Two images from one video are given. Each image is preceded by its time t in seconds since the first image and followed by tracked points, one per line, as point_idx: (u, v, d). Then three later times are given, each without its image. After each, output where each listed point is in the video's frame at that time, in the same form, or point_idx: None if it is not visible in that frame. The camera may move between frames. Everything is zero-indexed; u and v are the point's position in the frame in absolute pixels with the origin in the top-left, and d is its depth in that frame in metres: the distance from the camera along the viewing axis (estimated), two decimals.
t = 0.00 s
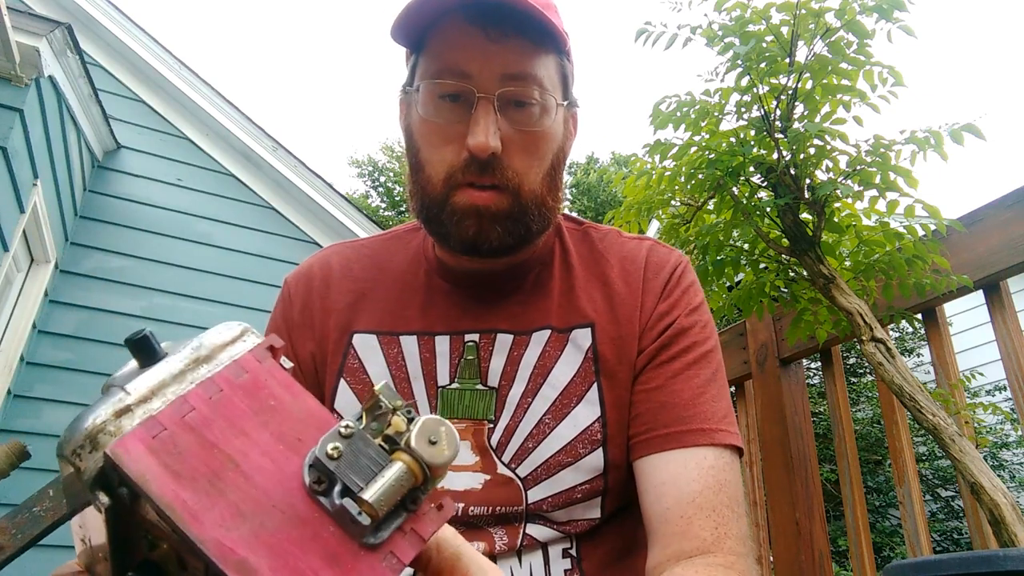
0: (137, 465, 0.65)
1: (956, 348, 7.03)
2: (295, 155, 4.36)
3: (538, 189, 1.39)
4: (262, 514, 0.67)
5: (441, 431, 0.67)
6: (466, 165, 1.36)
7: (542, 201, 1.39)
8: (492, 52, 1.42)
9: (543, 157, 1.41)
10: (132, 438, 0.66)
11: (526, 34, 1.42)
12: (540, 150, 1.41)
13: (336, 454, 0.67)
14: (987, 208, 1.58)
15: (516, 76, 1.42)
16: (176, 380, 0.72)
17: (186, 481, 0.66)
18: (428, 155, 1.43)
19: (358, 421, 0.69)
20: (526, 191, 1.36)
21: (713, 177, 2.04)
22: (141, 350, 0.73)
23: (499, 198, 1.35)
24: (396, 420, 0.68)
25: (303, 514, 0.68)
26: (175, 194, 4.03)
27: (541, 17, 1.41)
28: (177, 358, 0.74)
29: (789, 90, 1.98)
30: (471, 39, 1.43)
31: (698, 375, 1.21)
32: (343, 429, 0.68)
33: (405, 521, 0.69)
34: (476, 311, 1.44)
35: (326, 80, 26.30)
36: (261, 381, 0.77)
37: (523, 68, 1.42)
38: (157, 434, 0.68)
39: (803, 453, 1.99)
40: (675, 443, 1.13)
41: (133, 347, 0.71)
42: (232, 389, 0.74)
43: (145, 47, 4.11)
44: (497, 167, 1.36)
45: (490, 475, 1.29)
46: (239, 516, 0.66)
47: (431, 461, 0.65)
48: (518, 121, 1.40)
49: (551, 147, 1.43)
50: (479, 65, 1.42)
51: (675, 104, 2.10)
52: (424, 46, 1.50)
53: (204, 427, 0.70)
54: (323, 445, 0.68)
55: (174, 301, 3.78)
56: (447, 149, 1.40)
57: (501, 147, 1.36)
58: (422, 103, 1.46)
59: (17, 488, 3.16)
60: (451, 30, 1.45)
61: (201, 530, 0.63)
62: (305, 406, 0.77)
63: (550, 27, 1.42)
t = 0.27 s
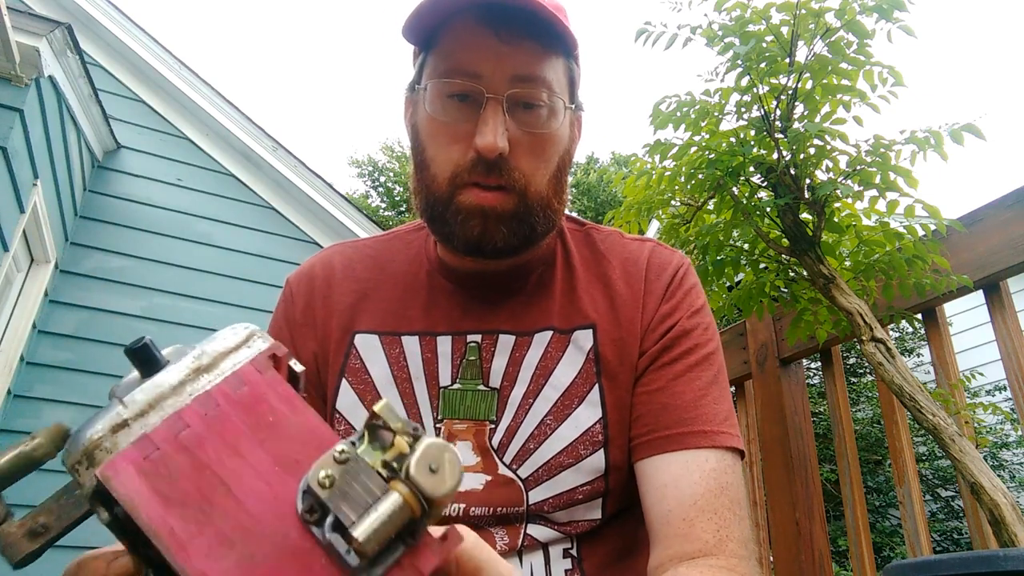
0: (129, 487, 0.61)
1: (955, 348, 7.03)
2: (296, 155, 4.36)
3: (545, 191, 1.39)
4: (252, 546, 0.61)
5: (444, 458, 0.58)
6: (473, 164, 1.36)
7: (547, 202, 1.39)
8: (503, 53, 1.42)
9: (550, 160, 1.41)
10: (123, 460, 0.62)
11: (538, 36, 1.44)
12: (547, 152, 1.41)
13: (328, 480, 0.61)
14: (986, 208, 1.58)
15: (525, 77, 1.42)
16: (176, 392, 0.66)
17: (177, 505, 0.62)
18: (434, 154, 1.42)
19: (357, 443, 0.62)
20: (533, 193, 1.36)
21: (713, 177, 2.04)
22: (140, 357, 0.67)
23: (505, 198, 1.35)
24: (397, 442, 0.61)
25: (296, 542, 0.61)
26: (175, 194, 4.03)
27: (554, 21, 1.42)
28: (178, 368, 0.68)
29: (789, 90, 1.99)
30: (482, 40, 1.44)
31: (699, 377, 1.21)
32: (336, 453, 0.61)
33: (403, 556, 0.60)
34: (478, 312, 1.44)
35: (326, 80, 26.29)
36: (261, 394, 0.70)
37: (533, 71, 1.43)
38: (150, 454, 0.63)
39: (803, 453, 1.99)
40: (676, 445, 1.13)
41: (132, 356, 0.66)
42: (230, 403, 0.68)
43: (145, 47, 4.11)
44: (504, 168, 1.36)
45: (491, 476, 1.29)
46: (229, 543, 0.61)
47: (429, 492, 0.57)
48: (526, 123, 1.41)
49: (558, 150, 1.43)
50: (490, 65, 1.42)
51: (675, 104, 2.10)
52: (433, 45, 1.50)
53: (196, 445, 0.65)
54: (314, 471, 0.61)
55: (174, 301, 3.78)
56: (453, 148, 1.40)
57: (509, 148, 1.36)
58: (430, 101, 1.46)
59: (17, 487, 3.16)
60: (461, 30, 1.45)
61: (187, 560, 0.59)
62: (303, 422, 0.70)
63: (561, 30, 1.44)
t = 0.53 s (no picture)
0: (168, 480, 0.70)
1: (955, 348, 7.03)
2: (296, 155, 4.36)
3: (545, 192, 1.39)
4: (265, 554, 0.69)
5: (464, 508, 0.68)
6: (475, 162, 1.36)
7: (547, 203, 1.39)
8: (509, 53, 1.42)
9: (552, 161, 1.42)
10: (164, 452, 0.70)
11: (544, 36, 1.44)
12: (550, 154, 1.41)
13: (351, 506, 0.68)
14: (986, 208, 1.58)
15: (530, 78, 1.42)
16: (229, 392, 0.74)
17: (206, 506, 0.70)
18: (437, 150, 1.42)
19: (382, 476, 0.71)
20: (534, 193, 1.36)
21: (713, 177, 2.04)
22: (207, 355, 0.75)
23: (506, 198, 1.35)
24: (424, 483, 0.70)
25: (306, 559, 0.69)
26: (175, 194, 4.03)
27: (562, 23, 1.42)
28: (238, 368, 0.75)
29: (789, 90, 1.99)
30: (489, 38, 1.43)
31: (698, 375, 1.21)
32: (363, 482, 0.69)
33: None
34: (476, 311, 1.44)
35: (325, 80, 26.31)
36: (307, 407, 0.76)
37: (539, 71, 1.43)
38: (192, 449, 0.71)
39: (803, 453, 2.00)
40: (676, 444, 1.13)
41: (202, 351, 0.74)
42: (276, 413, 0.74)
43: (145, 47, 4.11)
44: (506, 167, 1.36)
45: (490, 474, 1.29)
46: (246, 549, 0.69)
47: (447, 540, 0.67)
48: (530, 123, 1.41)
49: (560, 151, 1.44)
50: (496, 64, 1.42)
51: (675, 104, 2.10)
52: (439, 42, 1.49)
53: (235, 451, 0.72)
54: (338, 496, 0.69)
55: (174, 301, 3.78)
56: (456, 146, 1.40)
57: (511, 147, 1.37)
58: (434, 97, 1.46)
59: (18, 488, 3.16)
60: (469, 27, 1.45)
61: (202, 558, 0.69)
62: (341, 442, 0.76)
63: (569, 31, 1.44)
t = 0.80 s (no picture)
0: (146, 457, 0.70)
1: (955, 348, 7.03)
2: (296, 155, 4.36)
3: (543, 193, 1.39)
4: (232, 534, 0.68)
5: (419, 492, 0.64)
6: (473, 163, 1.36)
7: (545, 204, 1.39)
8: (509, 54, 1.42)
9: (550, 162, 1.42)
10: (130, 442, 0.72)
11: (544, 38, 1.43)
12: (549, 155, 1.42)
13: (310, 491, 0.66)
14: (987, 208, 1.58)
15: (530, 80, 1.43)
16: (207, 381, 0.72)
17: (180, 485, 0.70)
18: (436, 150, 1.43)
19: (343, 459, 0.67)
20: (532, 194, 1.36)
21: (713, 177, 2.04)
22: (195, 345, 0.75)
23: (505, 198, 1.35)
24: (383, 468, 0.66)
25: (270, 539, 0.66)
26: (175, 194, 4.03)
27: (562, 25, 1.42)
28: (220, 358, 0.74)
29: (789, 90, 1.99)
30: (489, 40, 1.43)
31: (698, 376, 1.21)
32: (321, 466, 0.66)
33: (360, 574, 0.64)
34: (475, 310, 1.44)
35: (326, 80, 26.31)
36: (279, 396, 0.72)
37: (538, 74, 1.43)
38: (170, 433, 0.71)
39: (802, 453, 1.99)
40: (676, 444, 1.13)
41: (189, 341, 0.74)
42: (250, 400, 0.72)
43: (145, 47, 4.11)
44: (505, 167, 1.36)
45: (490, 473, 1.28)
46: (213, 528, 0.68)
47: (397, 524, 0.63)
48: (528, 124, 1.41)
49: (559, 152, 1.44)
50: (495, 66, 1.42)
51: (675, 104, 2.10)
52: (439, 42, 1.49)
53: (210, 436, 0.70)
54: (297, 479, 0.67)
55: (174, 301, 3.78)
56: (454, 146, 1.40)
57: (509, 148, 1.37)
58: (434, 97, 1.46)
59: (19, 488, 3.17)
60: (468, 27, 1.44)
61: (175, 534, 0.69)
62: (310, 430, 0.72)
63: (568, 34, 1.44)
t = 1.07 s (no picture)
0: (84, 447, 0.73)
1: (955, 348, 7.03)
2: (296, 155, 4.36)
3: (546, 194, 1.39)
4: (174, 513, 0.69)
5: (352, 448, 0.63)
6: (475, 164, 1.36)
7: (547, 206, 1.39)
8: (511, 55, 1.42)
9: (553, 163, 1.43)
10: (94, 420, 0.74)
11: (546, 39, 1.43)
12: (551, 156, 1.42)
13: (247, 460, 0.66)
14: (987, 208, 1.58)
15: (532, 81, 1.43)
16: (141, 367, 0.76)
17: (119, 470, 0.72)
18: (437, 149, 1.43)
19: (281, 428, 0.68)
20: (534, 195, 1.37)
21: (713, 177, 2.04)
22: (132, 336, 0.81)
23: (506, 198, 1.35)
24: (317, 432, 0.67)
25: (212, 515, 0.68)
26: (175, 194, 4.03)
27: (566, 26, 1.41)
28: (153, 346, 0.78)
29: (789, 90, 1.99)
30: (491, 40, 1.43)
31: (699, 380, 1.21)
32: (257, 436, 0.67)
33: (309, 541, 0.66)
34: (477, 312, 1.44)
35: (326, 80, 26.31)
36: (213, 373, 0.75)
37: (540, 75, 1.43)
38: (107, 420, 0.73)
39: (803, 453, 1.99)
40: (677, 449, 1.13)
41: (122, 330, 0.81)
42: (184, 380, 0.74)
43: (145, 47, 4.11)
44: (506, 168, 1.36)
45: (490, 476, 1.28)
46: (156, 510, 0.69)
47: (330, 482, 0.62)
48: (530, 125, 1.41)
49: (560, 154, 1.45)
50: (497, 67, 1.42)
51: (675, 104, 2.10)
52: (442, 42, 1.49)
53: (146, 420, 0.73)
54: (233, 451, 0.68)
55: (174, 301, 3.78)
56: (456, 146, 1.40)
57: (512, 149, 1.37)
58: (436, 97, 1.46)
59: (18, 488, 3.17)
60: (471, 27, 1.44)
61: (117, 518, 0.70)
62: (245, 403, 0.73)
63: (571, 35, 1.43)
